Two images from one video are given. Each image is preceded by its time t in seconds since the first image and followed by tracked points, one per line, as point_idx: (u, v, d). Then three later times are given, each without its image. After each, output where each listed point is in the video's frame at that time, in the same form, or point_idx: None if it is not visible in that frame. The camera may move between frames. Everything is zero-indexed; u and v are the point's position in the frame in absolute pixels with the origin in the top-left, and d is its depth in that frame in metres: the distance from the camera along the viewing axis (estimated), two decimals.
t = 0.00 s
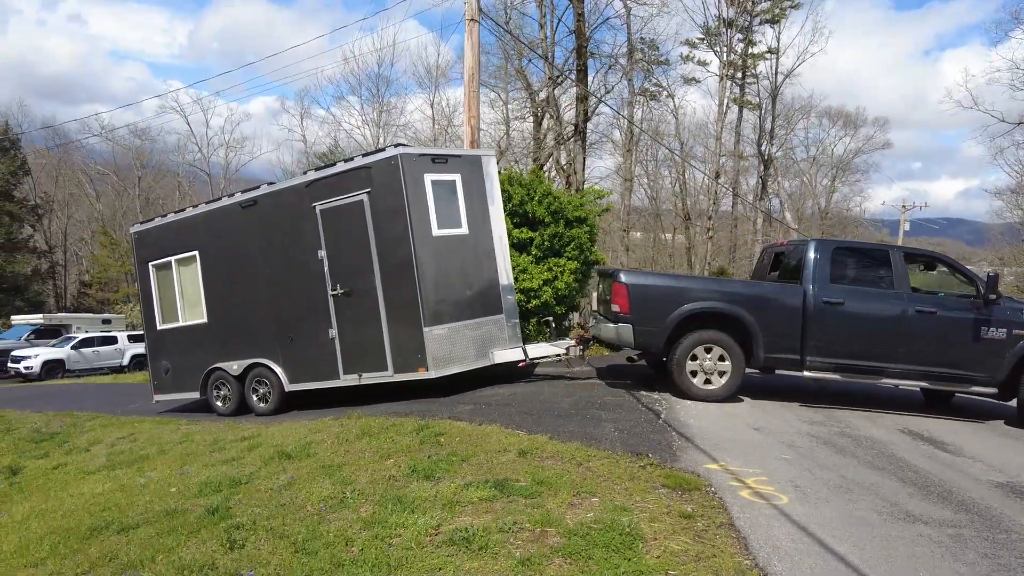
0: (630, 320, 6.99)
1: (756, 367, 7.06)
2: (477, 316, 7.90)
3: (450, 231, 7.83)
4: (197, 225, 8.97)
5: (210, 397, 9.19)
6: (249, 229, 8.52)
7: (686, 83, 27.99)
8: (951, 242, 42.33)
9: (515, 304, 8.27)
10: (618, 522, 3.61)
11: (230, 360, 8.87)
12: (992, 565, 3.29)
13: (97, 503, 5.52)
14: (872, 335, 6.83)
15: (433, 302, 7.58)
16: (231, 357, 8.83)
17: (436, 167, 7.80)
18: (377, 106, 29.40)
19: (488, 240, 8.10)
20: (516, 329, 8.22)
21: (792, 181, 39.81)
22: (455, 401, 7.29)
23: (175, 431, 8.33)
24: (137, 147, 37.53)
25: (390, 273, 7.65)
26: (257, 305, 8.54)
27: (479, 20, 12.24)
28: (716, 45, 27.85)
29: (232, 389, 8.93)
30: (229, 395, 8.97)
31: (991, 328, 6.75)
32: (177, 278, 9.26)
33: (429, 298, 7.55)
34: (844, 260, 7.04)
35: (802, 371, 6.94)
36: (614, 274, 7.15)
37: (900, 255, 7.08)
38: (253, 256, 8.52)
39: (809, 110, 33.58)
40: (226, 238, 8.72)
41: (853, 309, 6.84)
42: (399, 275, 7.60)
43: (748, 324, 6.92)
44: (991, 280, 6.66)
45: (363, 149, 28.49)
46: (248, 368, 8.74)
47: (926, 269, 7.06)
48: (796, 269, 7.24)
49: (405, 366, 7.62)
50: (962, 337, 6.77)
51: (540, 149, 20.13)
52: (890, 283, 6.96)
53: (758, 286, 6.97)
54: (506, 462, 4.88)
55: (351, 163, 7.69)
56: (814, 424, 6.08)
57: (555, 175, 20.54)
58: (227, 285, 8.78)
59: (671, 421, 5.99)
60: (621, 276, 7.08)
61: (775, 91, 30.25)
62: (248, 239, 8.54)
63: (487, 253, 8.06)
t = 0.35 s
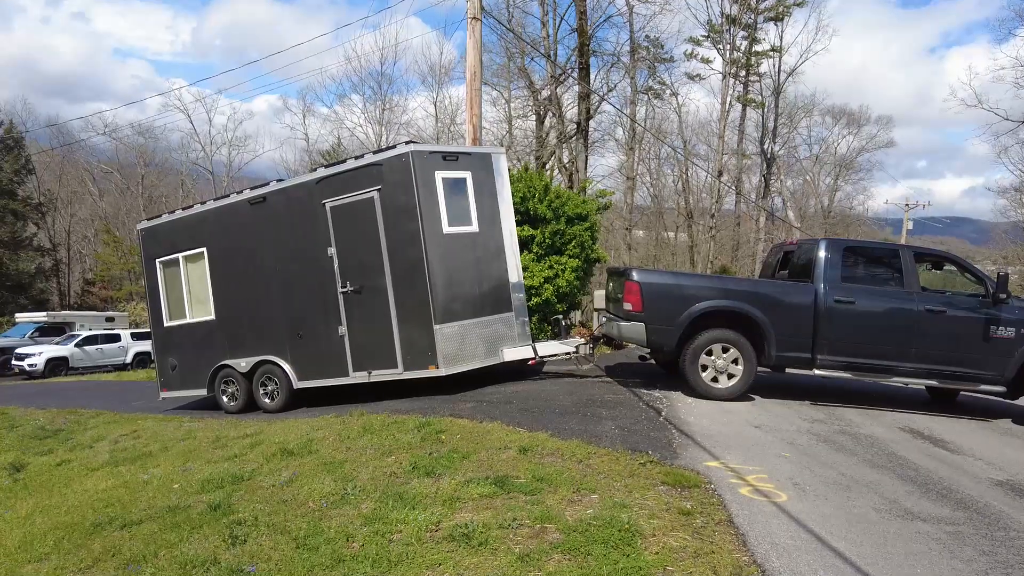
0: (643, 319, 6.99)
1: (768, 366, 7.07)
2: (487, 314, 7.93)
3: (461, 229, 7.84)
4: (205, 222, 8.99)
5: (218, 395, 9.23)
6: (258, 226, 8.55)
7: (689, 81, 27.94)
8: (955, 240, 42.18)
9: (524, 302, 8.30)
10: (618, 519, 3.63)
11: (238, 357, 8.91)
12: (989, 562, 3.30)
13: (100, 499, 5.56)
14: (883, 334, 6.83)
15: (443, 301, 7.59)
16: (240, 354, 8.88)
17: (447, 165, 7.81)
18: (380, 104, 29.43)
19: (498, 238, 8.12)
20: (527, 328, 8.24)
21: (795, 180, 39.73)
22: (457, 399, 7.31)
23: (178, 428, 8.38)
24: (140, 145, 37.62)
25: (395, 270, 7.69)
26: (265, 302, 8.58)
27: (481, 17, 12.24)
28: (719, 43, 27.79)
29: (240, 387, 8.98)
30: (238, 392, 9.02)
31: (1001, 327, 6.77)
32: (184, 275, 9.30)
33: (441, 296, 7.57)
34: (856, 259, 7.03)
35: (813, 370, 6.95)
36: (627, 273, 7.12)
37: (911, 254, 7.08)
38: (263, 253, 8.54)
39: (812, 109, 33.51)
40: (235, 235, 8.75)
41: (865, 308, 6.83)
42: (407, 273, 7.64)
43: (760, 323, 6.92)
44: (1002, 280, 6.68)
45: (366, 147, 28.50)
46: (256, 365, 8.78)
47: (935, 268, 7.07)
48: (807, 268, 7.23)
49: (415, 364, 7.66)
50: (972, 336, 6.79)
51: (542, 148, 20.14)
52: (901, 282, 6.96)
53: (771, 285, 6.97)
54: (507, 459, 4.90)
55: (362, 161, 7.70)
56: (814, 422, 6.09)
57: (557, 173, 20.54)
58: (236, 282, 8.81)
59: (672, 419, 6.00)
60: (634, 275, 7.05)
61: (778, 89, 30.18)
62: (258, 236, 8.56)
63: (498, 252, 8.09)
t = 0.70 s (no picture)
0: (651, 316, 7.00)
1: (776, 363, 7.08)
2: (495, 310, 7.96)
3: (469, 226, 7.86)
4: (211, 218, 9.03)
5: (225, 390, 9.26)
6: (265, 222, 8.58)
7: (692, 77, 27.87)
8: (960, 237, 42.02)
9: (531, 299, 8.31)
10: (614, 514, 3.66)
11: (244, 353, 8.96)
12: (984, 558, 3.32)
13: (102, 494, 5.61)
14: (891, 331, 6.83)
15: (451, 297, 7.62)
16: (246, 350, 8.92)
17: (455, 161, 7.81)
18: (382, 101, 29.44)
19: (506, 235, 8.12)
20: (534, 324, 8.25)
21: (799, 176, 39.63)
22: (458, 395, 7.34)
23: (180, 423, 8.43)
24: (144, 141, 37.70)
25: (399, 267, 7.73)
26: (272, 298, 8.61)
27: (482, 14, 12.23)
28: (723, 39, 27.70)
29: (247, 382, 9.02)
30: (244, 388, 9.06)
31: (1008, 325, 6.78)
32: (190, 270, 9.33)
33: (448, 292, 7.60)
34: (863, 256, 7.03)
35: (821, 367, 6.96)
36: (636, 271, 7.12)
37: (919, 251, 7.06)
38: (270, 250, 8.57)
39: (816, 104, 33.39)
40: (242, 231, 8.78)
41: (873, 306, 6.83)
42: (412, 270, 7.68)
43: (769, 320, 6.93)
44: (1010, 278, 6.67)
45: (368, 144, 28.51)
46: (263, 361, 8.82)
47: (940, 265, 7.06)
48: (815, 265, 7.22)
49: (422, 360, 7.69)
50: (979, 333, 6.79)
51: (544, 144, 20.14)
52: (909, 279, 6.95)
53: (779, 283, 6.98)
54: (505, 454, 4.93)
55: (370, 157, 7.72)
56: (813, 419, 6.10)
57: (559, 170, 20.53)
58: (242, 278, 8.85)
59: (671, 415, 6.02)
60: (642, 272, 7.06)
61: (782, 85, 30.09)
62: (264, 232, 8.59)
63: (505, 248, 8.10)
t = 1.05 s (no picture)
0: (663, 315, 7.02)
1: (787, 362, 7.09)
2: (506, 308, 7.97)
3: (480, 224, 7.87)
4: (222, 214, 9.09)
5: (234, 385, 9.33)
6: (275, 219, 8.63)
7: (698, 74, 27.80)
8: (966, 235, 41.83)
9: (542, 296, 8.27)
10: (616, 511, 3.69)
11: (254, 349, 9.02)
12: (983, 556, 3.34)
13: (109, 489, 5.67)
14: (901, 330, 6.83)
15: (462, 294, 7.65)
16: (256, 347, 8.98)
17: (466, 159, 7.83)
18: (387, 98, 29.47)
19: (518, 232, 8.10)
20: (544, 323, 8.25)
21: (804, 174, 39.50)
22: (463, 392, 7.38)
23: (187, 419, 8.50)
24: (150, 138, 37.83)
25: (407, 264, 7.77)
26: (282, 295, 8.66)
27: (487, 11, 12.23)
28: (729, 36, 27.62)
29: (256, 378, 9.08)
30: (254, 384, 9.13)
31: (1018, 325, 6.79)
32: (199, 266, 9.40)
33: (459, 289, 7.63)
34: (875, 255, 7.03)
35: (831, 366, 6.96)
36: (648, 270, 7.13)
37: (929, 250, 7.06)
38: (280, 247, 8.62)
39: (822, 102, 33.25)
40: (252, 228, 8.83)
41: (883, 305, 6.83)
42: (421, 267, 7.72)
43: (782, 319, 6.93)
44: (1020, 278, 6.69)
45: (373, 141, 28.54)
46: (273, 358, 8.88)
47: (948, 265, 7.09)
48: (826, 264, 7.22)
49: (433, 357, 7.73)
50: (989, 333, 6.80)
51: (549, 142, 20.15)
52: (919, 279, 6.96)
53: (791, 282, 6.99)
54: (508, 451, 4.97)
55: (381, 154, 7.76)
56: (815, 417, 6.12)
57: (563, 167, 20.52)
58: (252, 275, 8.90)
59: (673, 413, 6.05)
60: (654, 271, 7.07)
61: (788, 82, 30.00)
62: (275, 229, 8.64)
63: (517, 246, 8.08)
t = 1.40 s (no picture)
0: (675, 315, 7.03)
1: (799, 362, 7.08)
2: (517, 307, 7.98)
3: (492, 223, 7.88)
4: (233, 213, 9.14)
5: (244, 384, 9.39)
6: (287, 218, 8.67)
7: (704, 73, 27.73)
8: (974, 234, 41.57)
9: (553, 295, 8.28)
10: (622, 511, 3.70)
11: (264, 348, 9.06)
12: (990, 557, 3.33)
13: (118, 486, 5.72)
14: (914, 331, 6.81)
15: (473, 293, 7.66)
16: (267, 345, 9.02)
17: (479, 158, 7.84)
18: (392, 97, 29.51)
19: (529, 231, 8.11)
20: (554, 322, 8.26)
21: (811, 172, 39.35)
22: (469, 390, 7.40)
23: (194, 417, 8.55)
24: (157, 137, 37.99)
25: (416, 263, 7.80)
26: (293, 293, 8.70)
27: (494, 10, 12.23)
28: (735, 34, 27.52)
29: (266, 376, 9.15)
30: (265, 382, 9.19)
31: None
32: (209, 264, 9.45)
33: (471, 288, 7.65)
34: (888, 255, 7.01)
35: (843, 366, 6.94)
36: (661, 269, 7.14)
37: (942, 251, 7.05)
38: (291, 245, 8.66)
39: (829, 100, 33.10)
40: (263, 227, 8.87)
41: (896, 305, 6.82)
42: (430, 266, 7.75)
43: (794, 320, 6.92)
44: None
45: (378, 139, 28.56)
46: (284, 356, 8.93)
47: (959, 265, 7.09)
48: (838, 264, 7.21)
49: (444, 356, 7.75)
50: (1003, 334, 6.76)
51: (555, 140, 20.13)
52: (932, 279, 6.94)
53: (804, 281, 6.98)
54: (514, 450, 4.99)
55: (394, 153, 7.79)
56: (822, 417, 6.11)
57: (568, 165, 20.50)
58: (263, 274, 8.94)
59: (679, 413, 6.05)
60: (666, 271, 7.08)
61: (794, 80, 29.88)
62: (286, 228, 8.68)
63: (528, 245, 8.09)
